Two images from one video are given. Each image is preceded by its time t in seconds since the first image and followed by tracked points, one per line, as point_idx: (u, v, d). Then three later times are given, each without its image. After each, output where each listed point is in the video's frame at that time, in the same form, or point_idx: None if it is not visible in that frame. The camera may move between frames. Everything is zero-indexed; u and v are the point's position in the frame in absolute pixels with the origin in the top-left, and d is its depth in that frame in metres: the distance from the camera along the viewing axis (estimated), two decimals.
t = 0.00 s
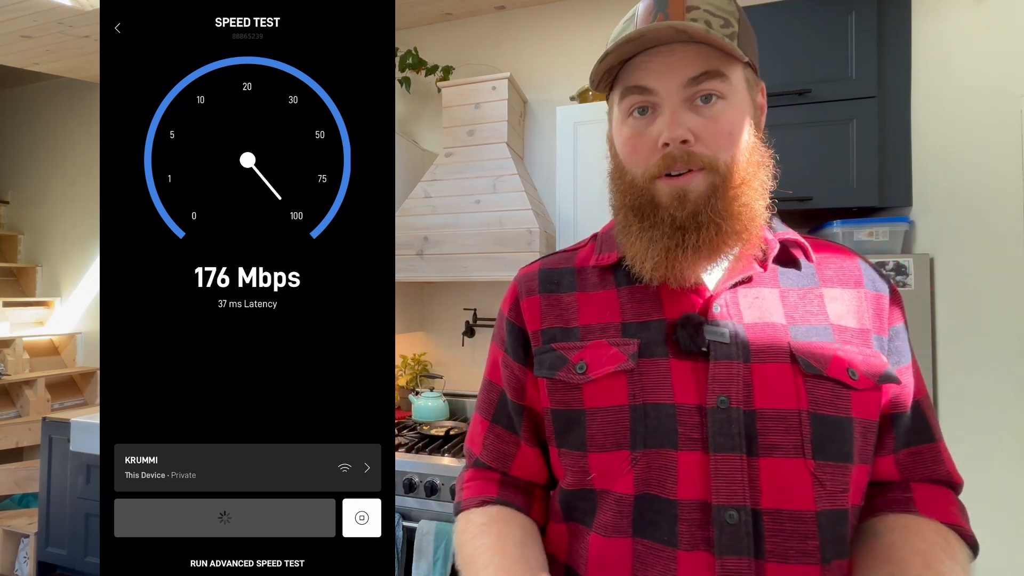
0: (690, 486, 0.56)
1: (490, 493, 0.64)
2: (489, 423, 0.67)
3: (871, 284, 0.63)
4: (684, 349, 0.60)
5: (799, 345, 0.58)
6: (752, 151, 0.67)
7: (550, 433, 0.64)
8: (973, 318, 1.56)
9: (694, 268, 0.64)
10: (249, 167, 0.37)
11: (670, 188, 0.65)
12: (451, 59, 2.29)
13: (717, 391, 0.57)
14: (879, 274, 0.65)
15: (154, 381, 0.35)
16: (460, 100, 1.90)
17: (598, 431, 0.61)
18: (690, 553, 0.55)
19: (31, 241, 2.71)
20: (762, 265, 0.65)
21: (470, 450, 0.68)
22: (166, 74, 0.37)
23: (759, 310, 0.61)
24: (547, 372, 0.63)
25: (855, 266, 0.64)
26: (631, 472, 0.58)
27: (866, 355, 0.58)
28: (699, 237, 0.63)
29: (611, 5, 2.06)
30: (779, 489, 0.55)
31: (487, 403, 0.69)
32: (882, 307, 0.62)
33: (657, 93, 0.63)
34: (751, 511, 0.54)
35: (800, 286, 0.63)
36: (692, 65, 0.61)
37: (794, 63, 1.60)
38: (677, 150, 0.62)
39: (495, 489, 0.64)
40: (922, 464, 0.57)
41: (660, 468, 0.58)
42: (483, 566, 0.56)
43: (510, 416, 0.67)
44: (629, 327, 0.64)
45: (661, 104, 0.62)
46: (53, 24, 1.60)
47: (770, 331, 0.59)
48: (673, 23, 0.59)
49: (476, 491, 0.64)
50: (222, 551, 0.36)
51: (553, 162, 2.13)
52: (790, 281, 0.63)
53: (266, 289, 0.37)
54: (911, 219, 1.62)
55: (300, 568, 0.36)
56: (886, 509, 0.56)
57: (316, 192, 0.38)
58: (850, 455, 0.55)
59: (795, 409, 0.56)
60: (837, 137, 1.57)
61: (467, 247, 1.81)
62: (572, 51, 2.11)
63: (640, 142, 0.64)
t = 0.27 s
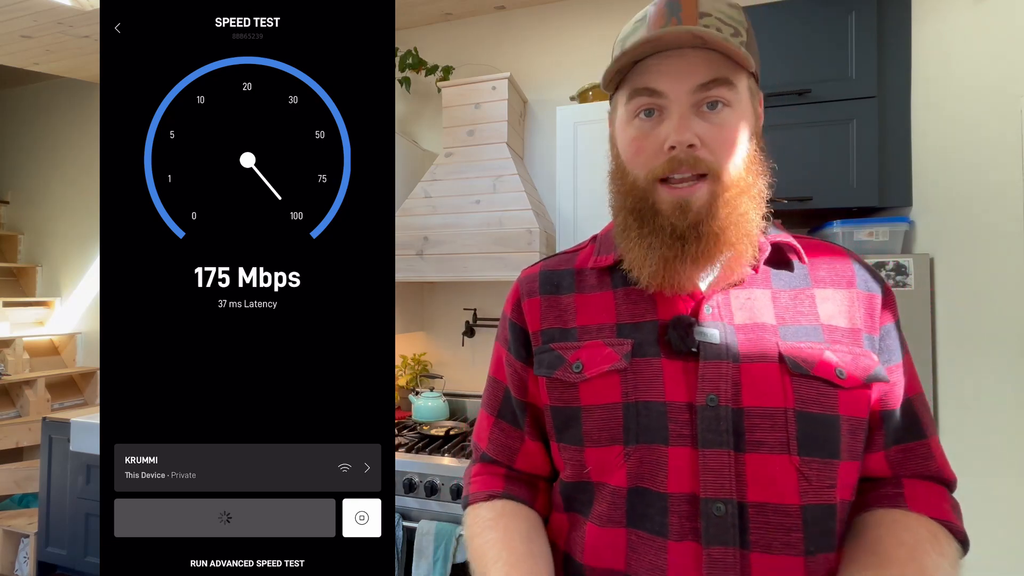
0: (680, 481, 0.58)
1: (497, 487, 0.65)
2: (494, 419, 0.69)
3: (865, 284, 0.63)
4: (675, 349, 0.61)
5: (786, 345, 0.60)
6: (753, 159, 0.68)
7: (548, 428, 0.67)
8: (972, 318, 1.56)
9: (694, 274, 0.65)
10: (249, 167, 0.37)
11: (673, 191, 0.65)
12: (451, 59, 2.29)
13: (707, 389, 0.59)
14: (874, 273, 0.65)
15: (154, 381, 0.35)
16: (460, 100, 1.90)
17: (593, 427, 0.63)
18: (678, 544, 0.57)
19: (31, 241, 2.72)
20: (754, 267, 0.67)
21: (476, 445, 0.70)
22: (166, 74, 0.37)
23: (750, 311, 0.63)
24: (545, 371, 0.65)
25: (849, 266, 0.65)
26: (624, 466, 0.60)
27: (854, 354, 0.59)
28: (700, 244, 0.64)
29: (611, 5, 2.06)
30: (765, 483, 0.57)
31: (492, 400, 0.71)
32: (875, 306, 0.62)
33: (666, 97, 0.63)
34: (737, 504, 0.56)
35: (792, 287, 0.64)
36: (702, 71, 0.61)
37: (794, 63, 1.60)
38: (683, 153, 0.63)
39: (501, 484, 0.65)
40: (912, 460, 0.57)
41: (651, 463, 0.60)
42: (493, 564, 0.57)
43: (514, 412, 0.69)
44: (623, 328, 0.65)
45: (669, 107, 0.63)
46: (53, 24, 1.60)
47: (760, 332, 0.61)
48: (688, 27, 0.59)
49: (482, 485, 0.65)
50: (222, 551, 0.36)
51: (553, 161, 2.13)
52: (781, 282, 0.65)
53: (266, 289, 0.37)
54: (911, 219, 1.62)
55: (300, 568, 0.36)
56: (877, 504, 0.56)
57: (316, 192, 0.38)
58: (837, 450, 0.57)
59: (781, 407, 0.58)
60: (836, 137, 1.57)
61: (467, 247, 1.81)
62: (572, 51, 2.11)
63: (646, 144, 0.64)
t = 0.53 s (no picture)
0: (672, 473, 0.58)
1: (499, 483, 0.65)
2: (496, 416, 0.69)
3: (853, 280, 0.64)
4: (668, 348, 0.62)
5: (775, 342, 0.61)
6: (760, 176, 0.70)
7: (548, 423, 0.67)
8: (972, 317, 1.56)
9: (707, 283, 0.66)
10: (249, 167, 0.37)
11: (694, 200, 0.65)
12: (451, 59, 2.29)
13: (698, 386, 0.59)
14: (862, 269, 0.66)
15: (155, 381, 0.35)
16: (460, 100, 1.90)
17: (590, 423, 0.63)
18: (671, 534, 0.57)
19: (31, 241, 2.72)
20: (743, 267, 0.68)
21: (480, 443, 0.70)
22: (166, 74, 0.37)
23: (740, 310, 0.64)
24: (544, 371, 0.65)
25: (837, 264, 0.66)
26: (620, 460, 0.61)
27: (841, 350, 0.60)
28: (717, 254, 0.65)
29: (612, 5, 2.06)
30: (755, 476, 0.57)
31: (495, 398, 0.71)
32: (863, 303, 0.63)
33: (702, 106, 0.62)
34: (728, 495, 0.57)
35: (780, 286, 0.65)
36: (737, 87, 0.62)
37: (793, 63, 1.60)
38: (712, 165, 0.63)
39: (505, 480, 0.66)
40: (903, 452, 0.57)
41: (645, 457, 0.60)
42: (502, 560, 0.57)
43: (516, 410, 0.69)
44: (618, 329, 0.66)
45: (705, 117, 0.62)
46: (53, 24, 1.60)
47: (749, 330, 0.62)
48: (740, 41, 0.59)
49: (486, 482, 0.66)
50: (223, 551, 0.36)
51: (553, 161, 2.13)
52: (771, 281, 0.66)
53: (266, 289, 0.37)
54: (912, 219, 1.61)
55: (300, 568, 0.36)
56: (868, 496, 0.57)
57: (316, 192, 0.38)
58: (825, 443, 0.57)
59: (770, 402, 0.58)
60: (836, 137, 1.57)
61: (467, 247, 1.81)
62: (572, 52, 2.11)
63: (674, 150, 0.64)
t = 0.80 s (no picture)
0: (672, 468, 0.58)
1: (497, 477, 0.66)
2: (494, 410, 0.69)
3: (853, 278, 0.64)
4: (668, 343, 0.62)
5: (774, 338, 0.61)
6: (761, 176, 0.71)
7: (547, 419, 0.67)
8: (971, 317, 1.56)
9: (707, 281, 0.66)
10: (249, 167, 0.37)
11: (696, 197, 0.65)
12: (451, 59, 2.29)
13: (698, 381, 0.59)
14: (862, 267, 0.66)
15: (154, 381, 0.35)
16: (460, 100, 1.90)
17: (589, 418, 0.63)
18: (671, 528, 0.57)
19: (31, 241, 2.71)
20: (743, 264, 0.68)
21: (478, 436, 0.70)
22: (166, 74, 0.37)
23: (740, 306, 0.64)
24: (544, 365, 0.66)
25: (837, 262, 0.66)
26: (618, 454, 0.61)
27: (840, 347, 0.60)
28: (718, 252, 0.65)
29: (612, 5, 2.06)
30: (753, 471, 0.57)
31: (493, 393, 0.71)
32: (862, 300, 0.63)
33: (707, 103, 0.62)
34: (726, 490, 0.57)
35: (780, 283, 0.65)
36: (743, 85, 0.62)
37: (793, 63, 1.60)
38: (715, 163, 0.63)
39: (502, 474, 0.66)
40: (900, 448, 0.57)
41: (644, 452, 0.60)
42: (498, 558, 0.57)
43: (514, 404, 0.69)
44: (618, 324, 0.66)
45: (709, 115, 0.62)
46: (53, 24, 1.60)
47: (748, 326, 0.62)
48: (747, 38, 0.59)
49: (483, 476, 0.66)
50: (223, 551, 0.36)
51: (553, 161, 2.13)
52: (771, 278, 0.66)
53: (266, 289, 0.37)
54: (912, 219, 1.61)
55: (300, 568, 0.36)
56: (865, 491, 0.57)
57: (316, 192, 0.38)
58: (824, 439, 0.57)
59: (769, 398, 0.59)
60: (836, 137, 1.57)
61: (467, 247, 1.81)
62: (572, 52, 2.11)
63: (678, 147, 0.64)
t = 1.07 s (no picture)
0: (671, 472, 0.58)
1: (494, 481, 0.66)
2: (492, 413, 0.70)
3: (856, 280, 0.64)
4: (668, 344, 0.62)
5: (777, 340, 0.61)
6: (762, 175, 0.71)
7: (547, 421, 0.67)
8: (971, 317, 1.56)
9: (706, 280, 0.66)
10: (249, 167, 0.37)
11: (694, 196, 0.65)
12: (451, 59, 2.29)
13: (698, 383, 0.59)
14: (866, 269, 0.66)
15: (154, 380, 0.35)
16: (460, 100, 1.90)
17: (587, 420, 0.63)
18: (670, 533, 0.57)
19: (31, 241, 2.72)
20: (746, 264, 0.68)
21: (476, 439, 0.70)
22: (166, 74, 0.37)
23: (742, 308, 0.64)
24: (542, 366, 0.66)
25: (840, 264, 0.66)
26: (616, 457, 0.61)
27: (845, 350, 0.60)
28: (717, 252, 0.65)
29: (612, 5, 2.06)
30: (755, 475, 0.57)
31: (491, 395, 0.71)
32: (866, 302, 0.63)
33: (706, 102, 0.62)
34: (727, 494, 0.56)
35: (783, 285, 0.65)
36: (743, 84, 0.62)
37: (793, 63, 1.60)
38: (714, 162, 0.63)
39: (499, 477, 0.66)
40: (905, 453, 0.57)
41: (643, 455, 0.60)
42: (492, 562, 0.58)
43: (511, 406, 0.69)
44: (617, 324, 0.66)
45: (708, 114, 0.62)
46: (53, 23, 1.60)
47: (751, 328, 0.62)
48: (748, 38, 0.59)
49: (480, 480, 0.66)
50: (223, 551, 0.36)
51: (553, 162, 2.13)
52: (773, 279, 0.66)
53: (266, 289, 0.37)
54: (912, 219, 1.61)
55: (300, 568, 0.36)
56: (868, 496, 0.57)
57: (316, 192, 0.38)
58: (825, 443, 0.57)
59: (772, 400, 0.59)
60: (836, 137, 1.57)
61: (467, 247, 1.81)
62: (572, 52, 2.11)
63: (676, 146, 0.64)
